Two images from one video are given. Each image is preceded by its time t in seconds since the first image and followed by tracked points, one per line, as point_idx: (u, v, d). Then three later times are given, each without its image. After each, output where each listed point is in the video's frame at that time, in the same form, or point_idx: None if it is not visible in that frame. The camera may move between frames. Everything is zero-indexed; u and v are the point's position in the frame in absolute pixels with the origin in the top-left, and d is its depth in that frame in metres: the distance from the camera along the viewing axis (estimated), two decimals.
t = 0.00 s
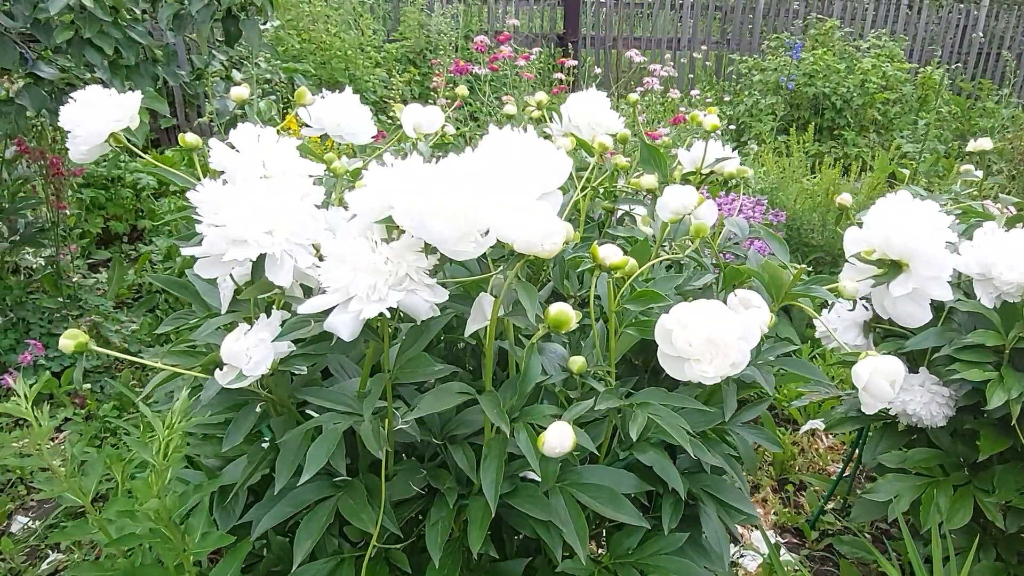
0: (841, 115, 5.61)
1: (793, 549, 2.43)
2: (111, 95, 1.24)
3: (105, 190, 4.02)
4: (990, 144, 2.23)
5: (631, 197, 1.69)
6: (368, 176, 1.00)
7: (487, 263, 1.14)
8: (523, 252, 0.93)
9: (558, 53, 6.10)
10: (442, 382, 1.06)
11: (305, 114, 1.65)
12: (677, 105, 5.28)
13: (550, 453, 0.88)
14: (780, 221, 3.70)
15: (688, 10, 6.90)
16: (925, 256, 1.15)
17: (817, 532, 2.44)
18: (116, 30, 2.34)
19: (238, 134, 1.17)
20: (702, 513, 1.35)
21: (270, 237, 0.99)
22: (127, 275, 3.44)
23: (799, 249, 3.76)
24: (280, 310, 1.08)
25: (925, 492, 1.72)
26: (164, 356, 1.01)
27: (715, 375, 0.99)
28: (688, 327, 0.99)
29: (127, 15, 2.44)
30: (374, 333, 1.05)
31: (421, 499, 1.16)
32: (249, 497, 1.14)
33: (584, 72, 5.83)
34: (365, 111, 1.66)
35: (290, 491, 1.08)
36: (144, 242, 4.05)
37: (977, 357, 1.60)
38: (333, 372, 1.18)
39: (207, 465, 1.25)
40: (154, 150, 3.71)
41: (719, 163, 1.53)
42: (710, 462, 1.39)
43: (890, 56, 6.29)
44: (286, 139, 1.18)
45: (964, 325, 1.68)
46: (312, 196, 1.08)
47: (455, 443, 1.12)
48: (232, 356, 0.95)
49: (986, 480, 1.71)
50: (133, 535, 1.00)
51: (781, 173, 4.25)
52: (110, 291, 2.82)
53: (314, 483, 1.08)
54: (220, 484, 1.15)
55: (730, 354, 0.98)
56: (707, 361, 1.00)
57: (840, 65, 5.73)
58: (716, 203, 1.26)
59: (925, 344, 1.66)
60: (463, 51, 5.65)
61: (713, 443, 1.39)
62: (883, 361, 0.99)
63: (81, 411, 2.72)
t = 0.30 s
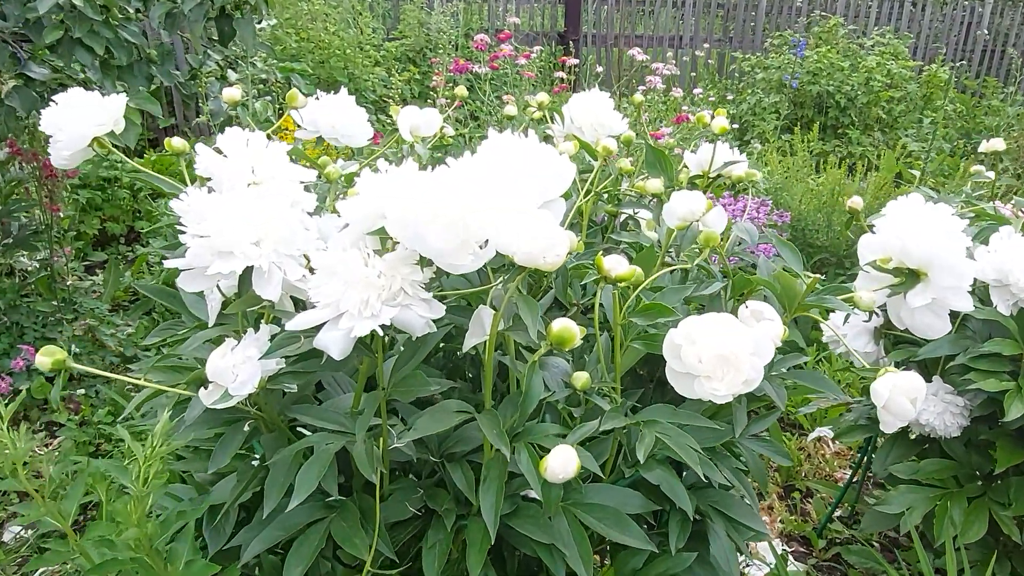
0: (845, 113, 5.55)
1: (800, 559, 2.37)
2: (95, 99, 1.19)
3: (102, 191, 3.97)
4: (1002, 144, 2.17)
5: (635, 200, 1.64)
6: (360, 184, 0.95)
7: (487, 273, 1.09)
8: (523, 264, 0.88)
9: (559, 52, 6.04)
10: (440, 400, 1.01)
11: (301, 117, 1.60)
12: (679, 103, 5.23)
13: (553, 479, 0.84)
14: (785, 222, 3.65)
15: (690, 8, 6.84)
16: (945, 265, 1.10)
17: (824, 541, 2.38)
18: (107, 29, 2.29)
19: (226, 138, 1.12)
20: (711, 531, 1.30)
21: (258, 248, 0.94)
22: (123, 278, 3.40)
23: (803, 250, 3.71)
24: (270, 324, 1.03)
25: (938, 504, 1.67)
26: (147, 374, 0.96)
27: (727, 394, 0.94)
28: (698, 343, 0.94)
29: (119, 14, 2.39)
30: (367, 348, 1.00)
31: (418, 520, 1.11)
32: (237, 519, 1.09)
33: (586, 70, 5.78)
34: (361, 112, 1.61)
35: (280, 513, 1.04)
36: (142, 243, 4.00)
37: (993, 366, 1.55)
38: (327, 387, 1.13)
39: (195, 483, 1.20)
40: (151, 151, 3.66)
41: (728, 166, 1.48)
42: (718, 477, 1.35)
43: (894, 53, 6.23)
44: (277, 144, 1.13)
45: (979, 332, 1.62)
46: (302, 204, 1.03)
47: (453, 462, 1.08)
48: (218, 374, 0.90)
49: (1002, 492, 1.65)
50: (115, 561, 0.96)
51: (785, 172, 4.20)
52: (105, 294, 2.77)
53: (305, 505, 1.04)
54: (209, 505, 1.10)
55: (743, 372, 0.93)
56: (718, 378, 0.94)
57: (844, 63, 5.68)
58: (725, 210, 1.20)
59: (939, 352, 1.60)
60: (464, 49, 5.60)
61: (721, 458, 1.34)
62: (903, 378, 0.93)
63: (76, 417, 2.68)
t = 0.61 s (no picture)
0: (848, 110, 5.49)
1: (807, 566, 2.33)
2: (72, 99, 1.14)
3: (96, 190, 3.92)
4: (1014, 142, 2.11)
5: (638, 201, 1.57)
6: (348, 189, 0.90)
7: (483, 282, 1.04)
8: (521, 274, 0.83)
9: (558, 48, 5.99)
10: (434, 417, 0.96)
11: (291, 117, 1.54)
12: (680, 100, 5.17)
13: (553, 505, 0.78)
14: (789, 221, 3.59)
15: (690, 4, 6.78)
16: (965, 271, 1.04)
17: (831, 547, 2.34)
18: (95, 26, 2.23)
19: (208, 141, 1.06)
20: (717, 547, 1.25)
21: (239, 258, 0.89)
22: (117, 279, 3.35)
23: (807, 248, 3.67)
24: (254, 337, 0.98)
25: (951, 515, 1.62)
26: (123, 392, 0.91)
27: (737, 410, 0.89)
28: (707, 357, 0.89)
29: (108, 11, 2.33)
30: (357, 363, 0.95)
31: (411, 541, 1.06)
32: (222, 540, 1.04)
33: (586, 66, 5.72)
34: (355, 111, 1.56)
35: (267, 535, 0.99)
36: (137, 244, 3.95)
37: (1011, 373, 1.48)
38: (316, 401, 1.08)
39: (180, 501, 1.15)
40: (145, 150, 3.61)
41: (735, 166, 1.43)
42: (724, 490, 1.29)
43: (897, 49, 6.17)
44: (262, 146, 1.07)
45: (994, 338, 1.57)
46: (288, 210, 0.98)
47: (447, 480, 1.03)
48: (198, 392, 0.85)
49: (1017, 502, 1.60)
50: None
51: (788, 169, 4.14)
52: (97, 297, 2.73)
53: (293, 527, 0.99)
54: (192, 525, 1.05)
55: (755, 387, 0.88)
56: (728, 395, 0.89)
57: (847, 59, 5.62)
58: (733, 214, 1.15)
59: (952, 357, 1.55)
60: (462, 46, 5.54)
61: (728, 470, 1.28)
62: (926, 393, 0.88)
63: (69, 423, 2.64)
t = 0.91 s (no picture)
0: (850, 105, 5.42)
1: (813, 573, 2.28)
2: (48, 103, 1.09)
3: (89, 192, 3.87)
4: None
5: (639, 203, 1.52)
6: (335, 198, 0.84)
7: (479, 294, 0.98)
8: (517, 289, 0.78)
9: (557, 45, 5.93)
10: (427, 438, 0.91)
11: (280, 118, 1.48)
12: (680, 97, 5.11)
13: (554, 536, 0.73)
14: (792, 219, 3.54)
15: None
16: (986, 279, 0.99)
17: (838, 554, 2.30)
18: (81, 27, 2.18)
19: (189, 146, 1.01)
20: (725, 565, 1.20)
21: (219, 273, 0.83)
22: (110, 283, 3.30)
23: (809, 247, 3.62)
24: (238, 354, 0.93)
25: (964, 525, 1.57)
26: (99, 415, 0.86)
27: (749, 431, 0.84)
28: (716, 374, 0.84)
29: (95, 10, 2.28)
30: (345, 382, 0.90)
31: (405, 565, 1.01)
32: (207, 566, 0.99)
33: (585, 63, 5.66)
34: (346, 112, 1.51)
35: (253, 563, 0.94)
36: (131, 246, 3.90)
37: None
38: (305, 419, 1.03)
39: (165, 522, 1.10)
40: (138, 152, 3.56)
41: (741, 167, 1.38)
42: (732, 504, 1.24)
43: (899, 43, 6.10)
44: (245, 151, 1.02)
45: (1009, 342, 1.51)
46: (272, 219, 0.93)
47: (443, 500, 0.98)
48: (177, 417, 0.80)
49: None
50: None
51: (790, 166, 4.09)
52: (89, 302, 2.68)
53: (280, 554, 0.94)
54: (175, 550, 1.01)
55: (767, 406, 0.83)
56: (740, 415, 0.84)
57: (848, 54, 5.56)
58: (741, 219, 1.09)
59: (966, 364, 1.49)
60: (460, 43, 5.48)
61: (735, 484, 1.23)
62: (949, 411, 0.83)
63: (61, 430, 2.59)
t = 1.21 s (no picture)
0: (851, 99, 5.34)
1: None
2: (15, 110, 1.04)
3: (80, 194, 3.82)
4: None
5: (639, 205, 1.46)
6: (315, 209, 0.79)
7: (471, 308, 0.93)
8: (508, 309, 0.72)
9: (554, 40, 5.86)
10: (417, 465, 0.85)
11: (265, 120, 1.42)
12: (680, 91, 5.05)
13: None
14: (794, 216, 3.48)
15: None
16: (1009, 288, 0.94)
17: (844, 560, 2.25)
18: (63, 26, 2.13)
19: (162, 153, 0.95)
20: None
21: (192, 292, 0.78)
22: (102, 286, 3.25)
23: (812, 244, 3.57)
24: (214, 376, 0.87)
25: (978, 536, 1.52)
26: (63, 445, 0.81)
27: (759, 457, 0.78)
28: (725, 396, 0.78)
29: (78, 9, 2.23)
30: (329, 404, 0.85)
31: None
32: None
33: (583, 58, 5.61)
34: (334, 113, 1.45)
35: None
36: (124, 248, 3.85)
37: None
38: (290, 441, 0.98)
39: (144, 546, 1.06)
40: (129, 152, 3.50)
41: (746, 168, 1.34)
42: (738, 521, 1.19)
43: (901, 35, 6.03)
44: (223, 158, 0.96)
45: None
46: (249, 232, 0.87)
47: (434, 525, 0.92)
48: (145, 446, 0.77)
49: None
50: None
51: (792, 162, 4.03)
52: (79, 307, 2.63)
53: None
54: None
55: (778, 431, 0.78)
56: (749, 440, 0.79)
57: (850, 47, 5.50)
58: (748, 226, 1.03)
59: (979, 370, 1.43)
60: (457, 39, 5.42)
61: (741, 499, 1.18)
62: (974, 434, 0.78)
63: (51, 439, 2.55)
